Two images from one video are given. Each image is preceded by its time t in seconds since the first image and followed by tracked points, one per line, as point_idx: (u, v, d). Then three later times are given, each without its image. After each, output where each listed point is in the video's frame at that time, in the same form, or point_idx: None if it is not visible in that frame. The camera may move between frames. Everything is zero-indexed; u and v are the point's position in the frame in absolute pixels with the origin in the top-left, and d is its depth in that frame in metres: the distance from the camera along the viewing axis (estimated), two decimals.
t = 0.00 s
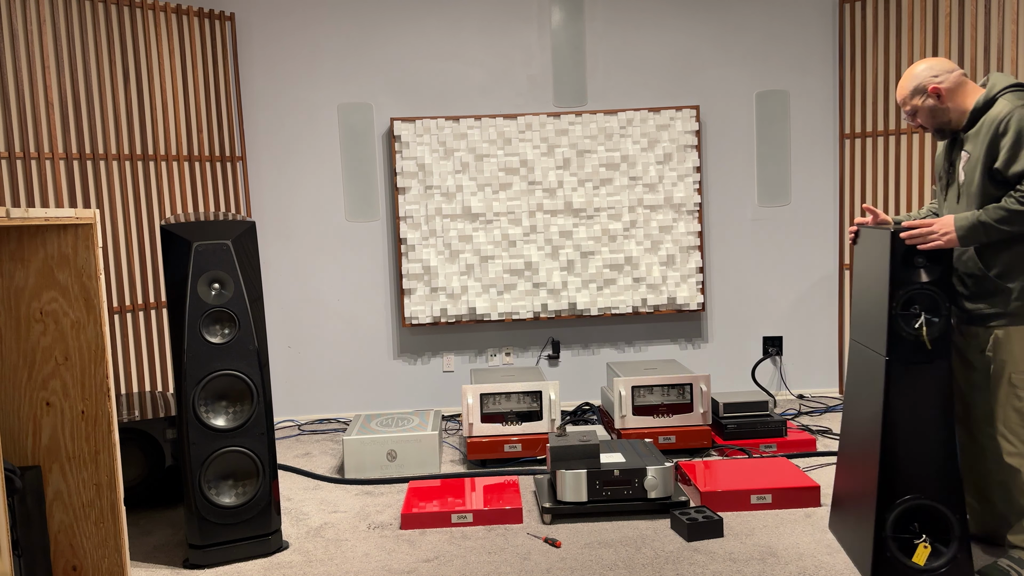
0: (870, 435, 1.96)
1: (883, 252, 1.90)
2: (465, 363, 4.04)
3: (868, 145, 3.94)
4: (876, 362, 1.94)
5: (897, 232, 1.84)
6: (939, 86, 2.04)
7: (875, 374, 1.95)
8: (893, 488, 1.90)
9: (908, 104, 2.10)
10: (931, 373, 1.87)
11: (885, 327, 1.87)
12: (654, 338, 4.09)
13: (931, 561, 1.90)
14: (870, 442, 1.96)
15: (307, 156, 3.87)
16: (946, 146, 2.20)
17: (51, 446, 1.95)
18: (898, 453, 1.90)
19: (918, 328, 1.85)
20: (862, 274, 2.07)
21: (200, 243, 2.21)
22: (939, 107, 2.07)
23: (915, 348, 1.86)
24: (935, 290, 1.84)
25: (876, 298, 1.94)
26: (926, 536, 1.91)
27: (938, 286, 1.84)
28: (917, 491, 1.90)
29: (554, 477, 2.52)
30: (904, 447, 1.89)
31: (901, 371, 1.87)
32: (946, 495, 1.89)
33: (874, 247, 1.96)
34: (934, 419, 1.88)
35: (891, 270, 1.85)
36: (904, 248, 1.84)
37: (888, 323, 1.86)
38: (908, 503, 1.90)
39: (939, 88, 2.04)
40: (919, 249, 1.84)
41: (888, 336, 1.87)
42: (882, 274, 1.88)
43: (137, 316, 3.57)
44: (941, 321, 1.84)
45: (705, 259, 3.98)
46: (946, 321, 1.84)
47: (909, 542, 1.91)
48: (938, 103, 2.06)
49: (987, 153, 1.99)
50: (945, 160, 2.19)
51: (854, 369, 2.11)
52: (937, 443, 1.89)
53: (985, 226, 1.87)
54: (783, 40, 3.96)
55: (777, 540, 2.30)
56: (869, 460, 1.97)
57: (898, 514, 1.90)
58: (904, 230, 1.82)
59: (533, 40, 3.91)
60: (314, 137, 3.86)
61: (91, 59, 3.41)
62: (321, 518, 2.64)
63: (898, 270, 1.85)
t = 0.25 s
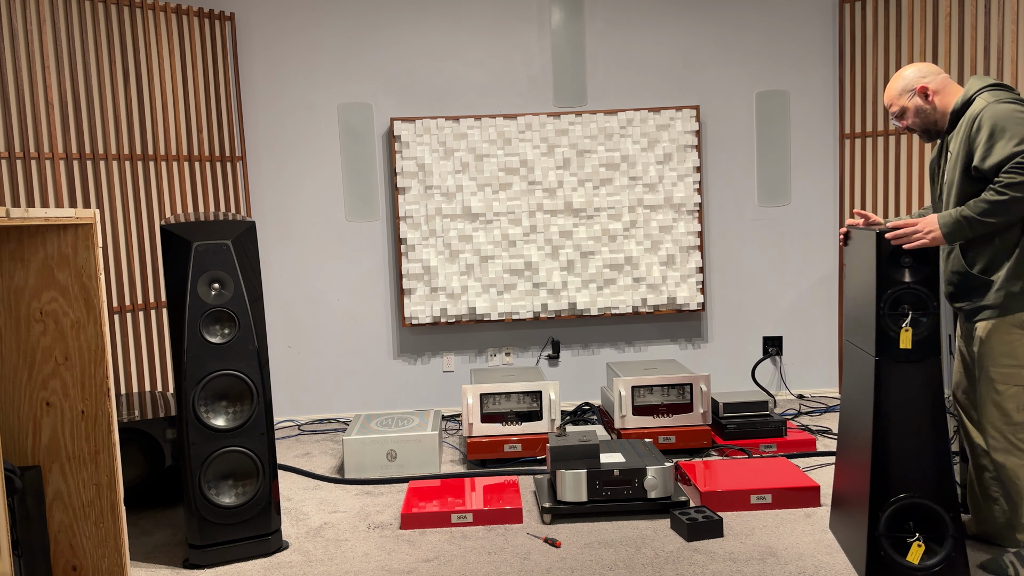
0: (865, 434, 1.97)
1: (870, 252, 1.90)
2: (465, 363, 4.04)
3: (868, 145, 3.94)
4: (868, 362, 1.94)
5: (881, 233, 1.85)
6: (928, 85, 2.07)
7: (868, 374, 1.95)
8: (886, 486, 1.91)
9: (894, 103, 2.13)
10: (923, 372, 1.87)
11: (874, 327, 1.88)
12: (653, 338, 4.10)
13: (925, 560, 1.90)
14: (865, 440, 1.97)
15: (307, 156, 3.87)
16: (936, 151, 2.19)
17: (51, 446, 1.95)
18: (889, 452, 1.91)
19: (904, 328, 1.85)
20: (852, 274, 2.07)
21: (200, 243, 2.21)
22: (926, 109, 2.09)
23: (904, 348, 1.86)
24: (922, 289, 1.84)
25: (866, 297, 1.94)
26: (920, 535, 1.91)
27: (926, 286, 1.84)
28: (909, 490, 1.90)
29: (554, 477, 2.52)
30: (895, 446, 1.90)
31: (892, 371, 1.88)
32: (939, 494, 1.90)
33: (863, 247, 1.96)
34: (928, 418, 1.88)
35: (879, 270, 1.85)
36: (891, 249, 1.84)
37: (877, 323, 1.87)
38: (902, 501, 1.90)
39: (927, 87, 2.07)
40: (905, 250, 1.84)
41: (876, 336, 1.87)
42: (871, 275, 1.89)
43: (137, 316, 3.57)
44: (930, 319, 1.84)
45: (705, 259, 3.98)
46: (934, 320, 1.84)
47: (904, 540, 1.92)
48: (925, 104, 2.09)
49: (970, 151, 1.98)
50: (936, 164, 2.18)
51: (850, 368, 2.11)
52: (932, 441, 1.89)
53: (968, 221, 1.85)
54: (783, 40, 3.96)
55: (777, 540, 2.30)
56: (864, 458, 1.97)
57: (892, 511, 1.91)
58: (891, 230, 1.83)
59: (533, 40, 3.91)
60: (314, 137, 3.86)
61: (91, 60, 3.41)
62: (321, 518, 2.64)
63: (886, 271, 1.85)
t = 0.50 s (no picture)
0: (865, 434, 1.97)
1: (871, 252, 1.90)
2: (465, 363, 4.04)
3: (868, 145, 3.94)
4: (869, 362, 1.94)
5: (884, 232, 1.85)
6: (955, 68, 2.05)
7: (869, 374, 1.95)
8: (886, 486, 1.91)
9: (920, 76, 2.05)
10: (924, 372, 1.87)
11: (875, 327, 1.88)
12: (653, 338, 4.09)
13: (925, 560, 1.90)
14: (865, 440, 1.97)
15: (307, 156, 3.87)
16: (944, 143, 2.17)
17: (51, 446, 1.95)
18: (888, 452, 1.91)
19: (905, 328, 1.85)
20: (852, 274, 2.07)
21: (200, 243, 2.21)
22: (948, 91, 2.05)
23: (905, 348, 1.86)
24: (922, 289, 1.84)
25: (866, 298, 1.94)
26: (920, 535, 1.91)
27: (927, 286, 1.84)
28: (909, 489, 1.90)
29: (554, 477, 2.52)
30: (895, 446, 1.90)
31: (891, 371, 1.88)
32: (939, 493, 1.90)
33: (863, 247, 1.96)
34: (929, 418, 1.88)
35: (879, 270, 1.85)
36: (891, 249, 1.84)
37: (878, 323, 1.87)
38: (903, 501, 1.90)
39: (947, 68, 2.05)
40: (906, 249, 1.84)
41: (877, 337, 1.87)
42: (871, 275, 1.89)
43: (137, 316, 3.57)
44: (931, 319, 1.84)
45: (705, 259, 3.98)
46: (936, 319, 1.84)
47: (904, 540, 1.92)
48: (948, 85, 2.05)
49: (976, 148, 1.96)
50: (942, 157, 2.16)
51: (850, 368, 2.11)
52: (932, 441, 1.89)
53: (967, 221, 1.85)
54: (784, 41, 3.96)
55: (777, 540, 2.30)
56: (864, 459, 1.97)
57: (892, 511, 1.91)
58: (891, 230, 1.83)
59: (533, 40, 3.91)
60: (314, 137, 3.86)
61: (91, 60, 3.41)
62: (321, 518, 2.64)
63: (887, 270, 1.85)
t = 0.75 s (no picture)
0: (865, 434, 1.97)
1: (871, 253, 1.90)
2: (465, 363, 4.04)
3: (868, 145, 3.94)
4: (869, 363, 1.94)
5: (885, 233, 1.84)
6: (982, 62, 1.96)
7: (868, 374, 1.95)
8: (886, 486, 1.91)
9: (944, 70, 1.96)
10: (924, 372, 1.87)
11: (875, 327, 1.88)
12: (653, 338, 4.09)
13: (925, 560, 1.90)
14: (865, 441, 1.97)
15: (307, 156, 3.87)
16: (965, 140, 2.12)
17: (51, 446, 1.95)
18: (888, 452, 1.91)
19: (906, 329, 1.85)
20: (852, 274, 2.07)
21: (200, 243, 2.21)
22: (971, 87, 1.97)
23: (906, 348, 1.86)
24: (922, 289, 1.84)
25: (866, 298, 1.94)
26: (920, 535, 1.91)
27: (927, 286, 1.84)
28: (910, 489, 1.90)
29: (554, 477, 2.52)
30: (895, 446, 1.90)
31: (891, 371, 1.88)
32: (939, 493, 1.90)
33: (863, 248, 1.96)
34: (928, 418, 1.88)
35: (880, 270, 1.85)
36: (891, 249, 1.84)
37: (878, 323, 1.86)
38: (903, 501, 1.90)
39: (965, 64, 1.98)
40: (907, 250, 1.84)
41: (877, 337, 1.87)
42: (871, 275, 1.89)
43: (137, 316, 3.57)
44: (931, 319, 1.84)
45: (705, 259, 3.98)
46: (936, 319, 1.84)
47: (904, 540, 1.92)
48: (972, 81, 1.96)
49: (993, 155, 1.93)
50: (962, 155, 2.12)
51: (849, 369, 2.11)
52: (932, 441, 1.89)
53: (972, 232, 1.84)
54: (784, 41, 3.96)
55: (777, 540, 2.30)
56: (864, 459, 1.97)
57: (892, 511, 1.91)
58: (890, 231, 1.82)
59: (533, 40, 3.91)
60: (314, 137, 3.86)
61: (91, 60, 3.41)
62: (321, 518, 2.64)
63: (886, 271, 1.85)
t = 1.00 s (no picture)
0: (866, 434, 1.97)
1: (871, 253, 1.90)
2: (465, 363, 4.04)
3: (868, 145, 3.93)
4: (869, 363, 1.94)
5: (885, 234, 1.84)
6: (973, 60, 1.81)
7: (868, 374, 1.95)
8: (886, 486, 1.91)
9: (931, 80, 1.85)
10: (924, 372, 1.87)
11: (875, 327, 1.88)
12: (653, 338, 4.10)
13: (925, 560, 1.91)
14: (865, 441, 1.97)
15: (307, 156, 3.87)
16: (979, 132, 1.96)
17: (51, 446, 1.95)
18: (889, 452, 1.91)
19: (906, 329, 1.86)
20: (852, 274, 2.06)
21: (200, 243, 2.21)
22: (968, 87, 1.83)
23: (906, 348, 1.86)
24: (921, 290, 1.84)
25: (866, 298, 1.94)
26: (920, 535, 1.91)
27: (927, 286, 1.84)
28: (910, 489, 1.90)
29: (554, 477, 2.52)
30: (896, 446, 1.90)
31: (891, 371, 1.88)
32: (939, 493, 1.90)
33: (863, 248, 1.96)
34: (928, 418, 1.88)
35: (879, 270, 1.85)
36: (891, 249, 1.84)
37: (878, 324, 1.87)
38: (903, 501, 1.90)
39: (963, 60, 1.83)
40: (907, 250, 1.84)
41: (877, 338, 1.87)
42: (871, 275, 1.89)
43: (137, 316, 3.57)
44: (930, 319, 1.84)
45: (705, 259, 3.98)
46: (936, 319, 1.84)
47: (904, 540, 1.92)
48: (966, 82, 1.83)
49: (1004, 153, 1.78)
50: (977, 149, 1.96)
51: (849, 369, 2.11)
52: (932, 440, 1.89)
53: (984, 240, 1.71)
54: (784, 41, 3.96)
55: (777, 540, 2.30)
56: (864, 459, 1.97)
57: (892, 511, 1.91)
58: (890, 232, 1.82)
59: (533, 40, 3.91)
60: (314, 137, 3.86)
61: (91, 60, 3.41)
62: (321, 518, 2.64)
63: (886, 271, 1.85)
